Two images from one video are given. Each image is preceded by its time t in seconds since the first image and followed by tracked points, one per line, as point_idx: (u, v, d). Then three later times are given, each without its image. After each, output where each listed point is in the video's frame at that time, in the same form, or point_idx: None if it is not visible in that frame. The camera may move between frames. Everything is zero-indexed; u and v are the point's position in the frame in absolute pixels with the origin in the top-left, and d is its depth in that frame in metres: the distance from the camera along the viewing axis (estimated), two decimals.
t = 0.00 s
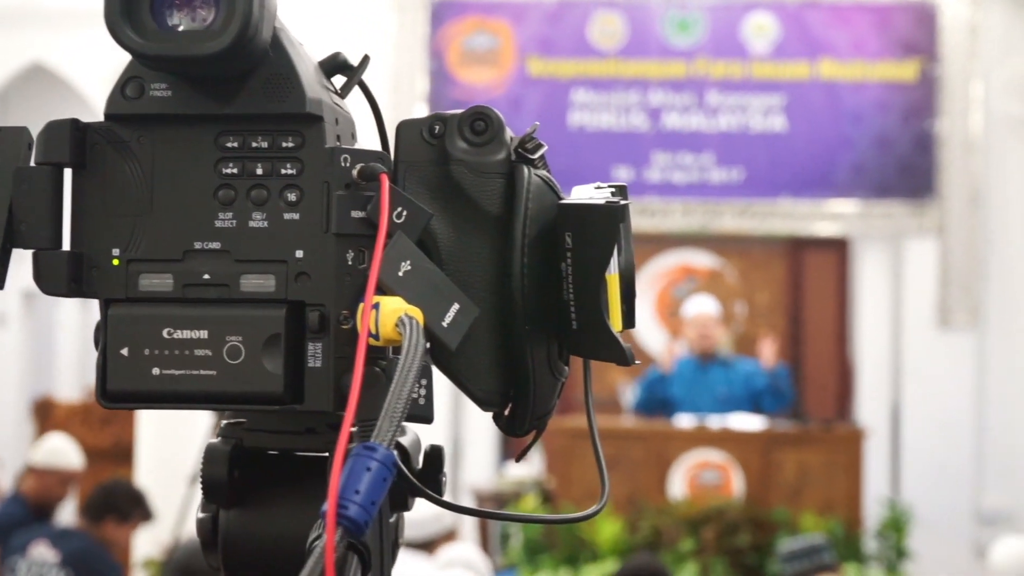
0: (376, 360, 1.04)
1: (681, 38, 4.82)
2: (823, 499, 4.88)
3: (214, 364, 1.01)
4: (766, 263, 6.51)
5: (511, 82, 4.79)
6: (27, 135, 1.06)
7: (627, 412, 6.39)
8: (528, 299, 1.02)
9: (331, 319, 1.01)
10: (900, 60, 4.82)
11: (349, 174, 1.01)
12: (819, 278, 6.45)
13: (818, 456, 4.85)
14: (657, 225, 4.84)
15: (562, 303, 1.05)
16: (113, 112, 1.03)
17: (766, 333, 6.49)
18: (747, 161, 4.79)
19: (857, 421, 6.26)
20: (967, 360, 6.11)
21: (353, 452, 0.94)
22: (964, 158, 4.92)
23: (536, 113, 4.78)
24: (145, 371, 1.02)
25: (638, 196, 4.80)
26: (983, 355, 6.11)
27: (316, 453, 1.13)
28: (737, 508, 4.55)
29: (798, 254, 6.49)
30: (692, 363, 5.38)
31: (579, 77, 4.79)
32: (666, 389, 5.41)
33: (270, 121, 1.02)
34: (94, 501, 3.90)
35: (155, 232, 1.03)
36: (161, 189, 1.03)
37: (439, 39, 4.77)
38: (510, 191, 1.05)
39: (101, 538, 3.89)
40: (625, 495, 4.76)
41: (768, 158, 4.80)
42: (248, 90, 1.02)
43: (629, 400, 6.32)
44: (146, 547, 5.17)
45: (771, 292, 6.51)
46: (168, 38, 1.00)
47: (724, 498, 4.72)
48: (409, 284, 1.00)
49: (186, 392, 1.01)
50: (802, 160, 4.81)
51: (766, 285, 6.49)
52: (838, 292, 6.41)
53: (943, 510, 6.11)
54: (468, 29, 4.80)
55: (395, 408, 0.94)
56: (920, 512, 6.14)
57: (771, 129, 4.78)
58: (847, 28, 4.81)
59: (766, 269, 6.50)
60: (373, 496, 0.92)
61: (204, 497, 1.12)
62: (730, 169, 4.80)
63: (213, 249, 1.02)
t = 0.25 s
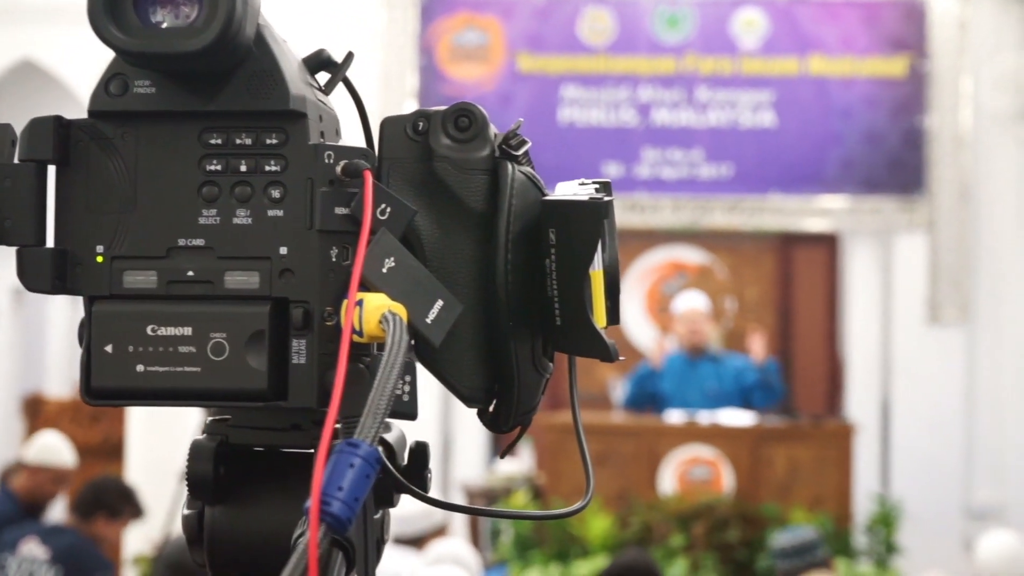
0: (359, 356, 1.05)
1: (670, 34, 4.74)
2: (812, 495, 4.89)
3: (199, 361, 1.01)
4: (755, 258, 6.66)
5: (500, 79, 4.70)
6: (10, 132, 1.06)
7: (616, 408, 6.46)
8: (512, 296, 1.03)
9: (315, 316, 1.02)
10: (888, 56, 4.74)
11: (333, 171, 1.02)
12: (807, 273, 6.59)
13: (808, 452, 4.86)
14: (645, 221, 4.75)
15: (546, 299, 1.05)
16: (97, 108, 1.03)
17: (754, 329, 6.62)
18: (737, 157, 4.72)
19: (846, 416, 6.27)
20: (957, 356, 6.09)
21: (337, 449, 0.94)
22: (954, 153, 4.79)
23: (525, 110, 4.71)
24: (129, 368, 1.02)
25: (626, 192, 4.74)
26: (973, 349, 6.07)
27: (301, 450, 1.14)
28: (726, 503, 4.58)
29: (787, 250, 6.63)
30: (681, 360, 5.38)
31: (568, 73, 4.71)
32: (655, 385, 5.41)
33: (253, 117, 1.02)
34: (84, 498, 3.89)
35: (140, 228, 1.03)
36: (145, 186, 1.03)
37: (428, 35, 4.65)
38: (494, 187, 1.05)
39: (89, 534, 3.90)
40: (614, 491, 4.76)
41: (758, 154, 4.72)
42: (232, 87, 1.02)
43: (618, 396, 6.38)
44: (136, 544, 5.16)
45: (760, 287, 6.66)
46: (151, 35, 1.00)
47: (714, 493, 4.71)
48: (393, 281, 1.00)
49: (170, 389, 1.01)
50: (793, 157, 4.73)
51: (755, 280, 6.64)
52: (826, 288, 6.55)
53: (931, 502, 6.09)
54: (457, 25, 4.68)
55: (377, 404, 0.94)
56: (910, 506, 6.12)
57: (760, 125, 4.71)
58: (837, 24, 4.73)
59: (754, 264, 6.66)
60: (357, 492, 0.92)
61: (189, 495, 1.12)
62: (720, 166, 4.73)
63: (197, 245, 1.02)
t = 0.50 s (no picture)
0: (342, 352, 1.05)
1: (661, 32, 4.56)
2: (803, 492, 4.86)
3: (181, 357, 1.01)
4: (745, 255, 6.69)
5: (491, 76, 4.54)
6: None
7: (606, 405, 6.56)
8: (495, 292, 1.03)
9: (298, 312, 1.02)
10: (879, 52, 4.57)
11: (316, 167, 1.02)
12: (797, 270, 6.60)
13: (798, 450, 4.83)
14: (636, 219, 4.55)
15: (529, 295, 1.05)
16: (79, 105, 1.03)
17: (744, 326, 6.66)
18: (728, 155, 4.56)
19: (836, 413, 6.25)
20: (947, 353, 5.99)
21: (318, 445, 0.94)
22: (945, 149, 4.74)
23: (514, 108, 4.55)
24: (112, 364, 1.02)
25: (616, 189, 4.56)
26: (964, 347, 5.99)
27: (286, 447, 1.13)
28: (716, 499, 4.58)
29: (777, 248, 6.64)
30: (672, 356, 5.40)
31: (559, 70, 4.54)
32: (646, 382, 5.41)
33: (235, 113, 1.02)
34: (76, 496, 3.90)
35: (122, 224, 1.03)
36: (128, 182, 1.03)
37: (418, 33, 4.54)
38: (477, 184, 1.05)
39: (80, 533, 3.90)
40: (604, 488, 4.79)
41: (750, 151, 4.56)
42: (215, 83, 1.02)
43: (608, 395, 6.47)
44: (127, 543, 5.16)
45: (750, 284, 6.68)
46: (133, 32, 1.00)
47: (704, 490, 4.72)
48: (375, 277, 1.00)
49: (153, 385, 1.01)
50: (785, 155, 4.56)
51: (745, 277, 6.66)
52: (817, 286, 6.56)
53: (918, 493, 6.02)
54: (447, 22, 4.55)
55: (359, 401, 0.94)
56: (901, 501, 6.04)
57: (751, 122, 4.54)
58: (827, 21, 4.56)
59: (744, 261, 6.68)
60: (338, 488, 0.92)
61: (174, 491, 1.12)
62: (710, 163, 4.57)
63: (179, 242, 1.02)
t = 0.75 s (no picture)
0: (324, 349, 1.05)
1: (650, 29, 4.70)
2: (792, 489, 4.84)
3: (163, 354, 1.01)
4: (734, 253, 6.71)
5: (480, 72, 4.66)
6: None
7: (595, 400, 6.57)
8: (476, 288, 1.03)
9: (279, 308, 1.02)
10: (867, 50, 4.74)
11: (297, 163, 1.02)
12: (786, 267, 6.64)
13: (787, 447, 4.81)
14: (625, 216, 4.75)
15: (510, 290, 1.05)
16: (60, 102, 1.03)
17: (732, 323, 6.70)
18: (717, 152, 4.72)
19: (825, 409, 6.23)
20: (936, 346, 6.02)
21: (298, 440, 0.94)
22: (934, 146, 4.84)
23: (503, 104, 4.68)
24: (93, 360, 1.02)
25: (607, 186, 4.73)
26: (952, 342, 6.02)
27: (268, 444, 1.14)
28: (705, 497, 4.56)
29: (767, 245, 6.67)
30: (661, 353, 5.41)
31: (548, 67, 4.67)
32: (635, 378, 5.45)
33: (216, 109, 1.02)
34: (63, 494, 3.89)
35: (103, 219, 1.03)
36: (109, 179, 1.03)
37: (407, 31, 4.59)
38: (459, 179, 1.05)
39: (69, 531, 3.90)
40: (593, 486, 4.79)
41: (738, 148, 4.71)
42: (195, 79, 1.02)
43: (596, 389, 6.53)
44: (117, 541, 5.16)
45: (739, 280, 6.70)
46: (113, 28, 1.00)
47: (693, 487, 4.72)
48: (356, 273, 1.00)
49: (133, 381, 1.01)
50: (772, 150, 4.73)
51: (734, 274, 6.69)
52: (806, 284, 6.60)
53: (908, 492, 6.05)
54: (436, 19, 4.61)
55: (339, 397, 0.94)
56: (890, 498, 6.06)
57: (739, 119, 4.69)
58: (816, 19, 4.71)
59: (733, 258, 6.70)
60: (317, 484, 0.91)
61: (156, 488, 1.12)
62: (699, 160, 4.72)
63: (160, 238, 1.02)
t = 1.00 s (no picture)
0: (303, 348, 1.04)
1: (638, 26, 4.71)
2: (780, 486, 4.89)
3: (142, 352, 1.01)
4: (723, 251, 7.11)
5: (467, 71, 4.65)
6: None
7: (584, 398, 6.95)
8: (456, 286, 1.03)
9: (258, 306, 1.02)
10: (855, 48, 4.74)
11: (276, 162, 1.01)
12: (773, 266, 7.05)
13: (775, 443, 4.86)
14: (613, 214, 4.75)
15: (489, 288, 1.05)
16: (39, 101, 1.03)
17: (720, 321, 7.08)
18: (706, 151, 4.73)
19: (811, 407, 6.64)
20: (925, 343, 6.17)
21: (277, 439, 0.93)
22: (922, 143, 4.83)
23: (492, 102, 4.68)
24: (72, 359, 1.01)
25: (595, 184, 4.73)
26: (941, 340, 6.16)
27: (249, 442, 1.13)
28: (693, 495, 4.53)
29: (755, 242, 7.10)
30: (650, 351, 5.41)
31: (536, 66, 4.68)
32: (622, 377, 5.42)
33: (195, 108, 1.02)
34: (52, 493, 3.90)
35: (83, 218, 1.03)
36: (89, 177, 1.03)
37: (395, 28, 4.55)
38: (438, 178, 1.05)
39: (57, 531, 3.91)
40: (583, 483, 4.79)
41: (726, 146, 4.73)
42: (174, 78, 1.02)
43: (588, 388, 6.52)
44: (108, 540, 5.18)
45: (726, 279, 7.10)
46: (90, 26, 1.00)
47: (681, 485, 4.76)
48: (336, 272, 1.00)
49: (113, 380, 1.01)
50: (760, 148, 4.74)
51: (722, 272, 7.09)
52: (790, 282, 7.01)
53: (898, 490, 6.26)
54: (425, 17, 4.58)
55: (317, 395, 0.93)
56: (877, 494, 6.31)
57: (727, 117, 4.70)
58: (803, 17, 4.71)
59: (721, 258, 7.10)
60: (296, 483, 0.91)
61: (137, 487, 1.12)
62: (687, 158, 4.73)
63: (139, 236, 1.02)
